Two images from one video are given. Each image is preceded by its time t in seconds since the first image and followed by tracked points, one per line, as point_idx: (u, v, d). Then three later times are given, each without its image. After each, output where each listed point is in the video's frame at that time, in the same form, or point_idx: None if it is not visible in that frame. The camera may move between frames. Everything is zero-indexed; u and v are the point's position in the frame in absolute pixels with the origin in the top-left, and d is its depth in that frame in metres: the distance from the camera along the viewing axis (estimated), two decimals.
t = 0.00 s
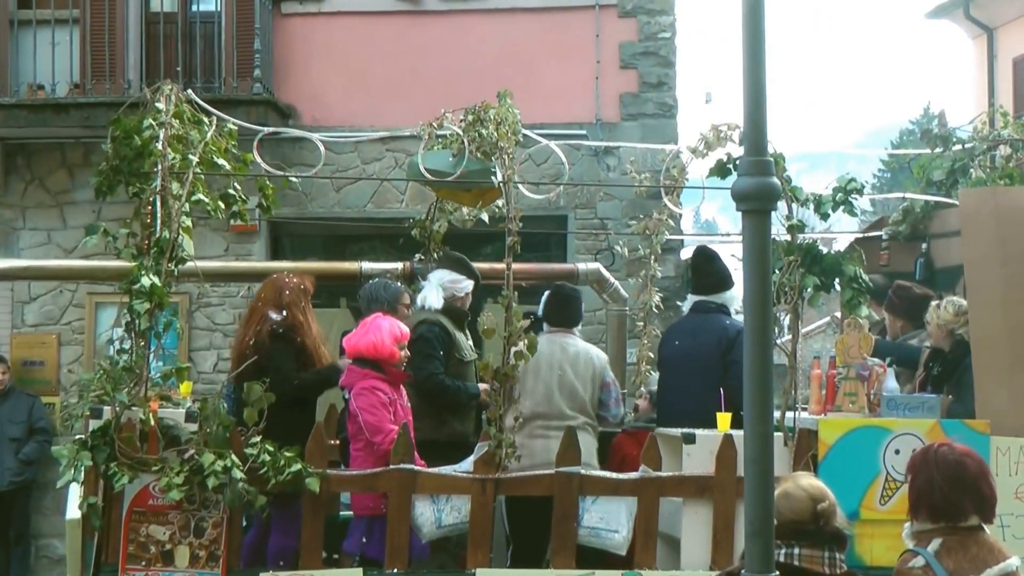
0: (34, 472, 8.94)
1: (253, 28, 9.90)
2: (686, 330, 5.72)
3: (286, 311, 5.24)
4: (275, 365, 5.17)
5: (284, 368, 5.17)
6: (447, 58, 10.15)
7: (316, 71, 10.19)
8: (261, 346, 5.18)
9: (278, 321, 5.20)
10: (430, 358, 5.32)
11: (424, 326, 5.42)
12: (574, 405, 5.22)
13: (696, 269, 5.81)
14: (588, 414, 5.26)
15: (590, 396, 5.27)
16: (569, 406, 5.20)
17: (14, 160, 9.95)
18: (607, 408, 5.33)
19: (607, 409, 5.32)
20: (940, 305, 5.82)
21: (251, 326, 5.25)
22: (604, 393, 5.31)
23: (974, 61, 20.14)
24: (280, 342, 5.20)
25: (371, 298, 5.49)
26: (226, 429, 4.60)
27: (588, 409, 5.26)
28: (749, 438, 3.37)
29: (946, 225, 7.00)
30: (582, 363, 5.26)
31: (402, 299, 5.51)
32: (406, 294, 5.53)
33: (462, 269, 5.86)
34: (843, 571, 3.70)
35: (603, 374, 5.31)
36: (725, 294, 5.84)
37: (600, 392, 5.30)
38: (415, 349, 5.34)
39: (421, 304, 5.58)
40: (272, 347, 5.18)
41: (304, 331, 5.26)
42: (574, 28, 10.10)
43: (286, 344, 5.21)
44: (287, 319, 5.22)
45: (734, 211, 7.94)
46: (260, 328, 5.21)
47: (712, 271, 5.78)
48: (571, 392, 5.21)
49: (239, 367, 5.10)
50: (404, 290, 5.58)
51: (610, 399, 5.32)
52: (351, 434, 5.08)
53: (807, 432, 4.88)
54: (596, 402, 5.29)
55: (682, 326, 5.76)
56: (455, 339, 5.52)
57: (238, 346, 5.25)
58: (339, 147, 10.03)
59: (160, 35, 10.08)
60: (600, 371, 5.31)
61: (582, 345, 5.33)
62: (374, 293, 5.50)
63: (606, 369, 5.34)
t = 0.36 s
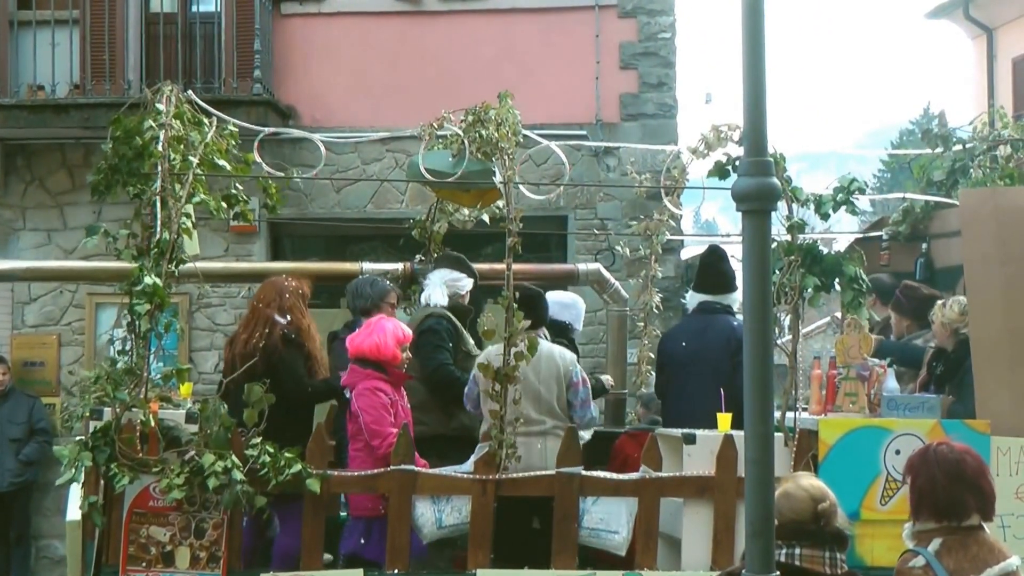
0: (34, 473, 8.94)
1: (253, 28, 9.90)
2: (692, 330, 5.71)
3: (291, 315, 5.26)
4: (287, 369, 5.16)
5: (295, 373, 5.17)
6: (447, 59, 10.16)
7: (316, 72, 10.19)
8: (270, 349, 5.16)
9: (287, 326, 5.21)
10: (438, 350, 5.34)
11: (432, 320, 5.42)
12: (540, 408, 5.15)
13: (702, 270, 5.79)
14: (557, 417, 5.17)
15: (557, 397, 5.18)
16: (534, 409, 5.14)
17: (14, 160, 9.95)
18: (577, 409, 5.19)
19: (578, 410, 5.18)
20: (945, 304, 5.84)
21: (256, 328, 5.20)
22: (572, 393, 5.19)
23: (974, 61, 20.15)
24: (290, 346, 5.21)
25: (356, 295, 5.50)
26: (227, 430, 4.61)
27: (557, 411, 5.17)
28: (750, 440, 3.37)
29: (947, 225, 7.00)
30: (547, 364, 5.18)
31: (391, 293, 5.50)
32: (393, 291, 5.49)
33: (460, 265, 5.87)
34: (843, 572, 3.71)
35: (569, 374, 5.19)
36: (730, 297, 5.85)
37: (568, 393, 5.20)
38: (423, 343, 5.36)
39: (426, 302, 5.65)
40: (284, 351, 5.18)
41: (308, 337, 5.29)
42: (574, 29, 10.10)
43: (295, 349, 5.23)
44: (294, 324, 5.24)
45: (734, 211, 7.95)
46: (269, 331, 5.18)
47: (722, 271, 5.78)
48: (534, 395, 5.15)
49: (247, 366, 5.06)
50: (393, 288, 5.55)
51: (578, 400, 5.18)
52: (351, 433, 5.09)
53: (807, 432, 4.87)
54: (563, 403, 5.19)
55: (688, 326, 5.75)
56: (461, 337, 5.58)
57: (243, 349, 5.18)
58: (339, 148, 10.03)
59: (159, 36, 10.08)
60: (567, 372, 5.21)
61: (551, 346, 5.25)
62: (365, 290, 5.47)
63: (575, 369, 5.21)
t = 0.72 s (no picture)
0: (34, 474, 8.94)
1: (253, 29, 9.90)
2: (695, 331, 5.71)
3: (294, 320, 5.26)
4: (285, 373, 5.16)
5: (294, 379, 5.16)
6: (447, 59, 10.16)
7: (316, 72, 10.19)
8: (272, 355, 5.17)
9: (288, 331, 5.21)
10: (443, 348, 5.34)
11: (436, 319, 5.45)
12: (537, 415, 5.14)
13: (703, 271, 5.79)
14: (555, 423, 5.16)
15: (554, 402, 5.17)
16: (529, 418, 5.13)
17: (14, 161, 9.95)
18: (583, 409, 5.21)
19: (584, 410, 5.20)
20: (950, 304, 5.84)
21: (260, 332, 5.22)
22: (574, 395, 5.20)
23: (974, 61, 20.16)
24: (290, 352, 5.20)
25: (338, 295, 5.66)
26: (227, 431, 4.61)
27: (554, 417, 5.16)
28: (751, 440, 3.37)
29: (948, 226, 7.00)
30: (541, 370, 5.16)
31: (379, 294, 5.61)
32: (373, 293, 5.58)
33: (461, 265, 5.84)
34: (844, 572, 3.71)
35: (568, 377, 5.18)
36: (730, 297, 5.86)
37: (568, 395, 5.19)
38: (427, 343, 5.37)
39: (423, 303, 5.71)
40: (284, 356, 5.18)
41: (311, 344, 5.28)
42: (574, 29, 10.11)
43: (297, 354, 5.23)
44: (297, 330, 5.24)
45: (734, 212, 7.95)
46: (272, 335, 5.19)
47: (722, 271, 5.77)
48: (529, 403, 5.14)
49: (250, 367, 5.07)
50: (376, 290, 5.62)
51: (583, 400, 5.20)
52: (354, 434, 5.08)
53: (807, 432, 4.88)
54: (563, 407, 5.19)
55: (690, 327, 5.75)
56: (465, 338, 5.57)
57: (246, 351, 5.21)
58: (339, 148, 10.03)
59: (159, 36, 10.08)
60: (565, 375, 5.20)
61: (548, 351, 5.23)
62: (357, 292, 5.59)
63: (572, 372, 5.19)
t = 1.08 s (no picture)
0: (34, 474, 8.95)
1: (253, 29, 9.90)
2: (696, 330, 5.71)
3: (301, 321, 5.22)
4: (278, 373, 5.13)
5: (285, 378, 5.13)
6: (447, 60, 10.16)
7: (315, 73, 10.19)
8: (268, 352, 5.16)
9: (287, 331, 5.16)
10: (443, 358, 5.32)
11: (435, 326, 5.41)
12: (550, 412, 5.16)
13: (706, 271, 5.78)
14: (569, 420, 5.17)
15: (568, 400, 5.18)
16: (542, 415, 5.16)
17: (14, 161, 9.95)
18: (596, 409, 5.19)
19: (597, 410, 5.18)
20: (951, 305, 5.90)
21: (263, 328, 5.23)
22: (588, 393, 5.18)
23: (974, 61, 20.15)
24: (286, 352, 5.16)
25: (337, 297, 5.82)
26: (227, 431, 4.61)
27: (567, 414, 5.17)
28: (751, 441, 3.37)
29: (949, 226, 7.00)
30: (554, 367, 5.19)
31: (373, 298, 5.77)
32: (362, 300, 5.73)
33: (456, 265, 5.66)
34: (844, 572, 3.71)
35: (584, 374, 5.19)
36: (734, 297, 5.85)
37: (583, 394, 5.18)
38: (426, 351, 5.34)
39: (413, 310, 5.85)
40: (278, 356, 5.15)
41: (313, 347, 5.22)
42: (574, 30, 10.11)
43: (294, 356, 5.18)
44: (299, 332, 5.19)
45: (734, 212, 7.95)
46: (270, 333, 5.18)
47: (728, 273, 5.76)
48: (542, 400, 5.16)
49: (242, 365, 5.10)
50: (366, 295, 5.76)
51: (597, 400, 5.18)
52: (357, 435, 5.08)
53: (808, 433, 4.89)
54: (577, 406, 5.18)
55: (693, 327, 5.74)
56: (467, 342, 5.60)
57: (248, 346, 5.24)
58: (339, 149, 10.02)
59: (159, 37, 10.08)
60: (580, 373, 5.21)
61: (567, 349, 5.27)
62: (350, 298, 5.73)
63: (587, 369, 5.20)
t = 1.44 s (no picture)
0: (34, 475, 8.95)
1: (253, 30, 9.90)
2: (699, 330, 5.71)
3: (311, 320, 5.17)
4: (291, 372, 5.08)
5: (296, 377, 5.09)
6: (447, 61, 10.16)
7: (316, 73, 10.19)
8: (279, 352, 5.11)
9: (298, 330, 5.12)
10: (447, 366, 5.32)
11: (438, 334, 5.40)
12: (551, 405, 5.12)
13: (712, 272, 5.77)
14: (570, 417, 5.09)
15: (570, 397, 5.09)
16: (543, 408, 5.14)
17: (14, 162, 9.95)
18: (597, 410, 5.05)
19: (598, 411, 5.04)
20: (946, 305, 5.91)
21: (272, 328, 5.18)
22: (591, 394, 5.06)
23: (973, 61, 20.15)
24: (299, 351, 5.11)
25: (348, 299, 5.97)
26: (227, 431, 4.62)
27: (568, 411, 5.10)
28: (752, 441, 3.37)
29: (949, 227, 7.00)
30: (562, 363, 5.14)
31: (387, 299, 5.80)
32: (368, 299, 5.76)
33: (461, 266, 5.74)
34: (844, 572, 3.71)
35: (589, 373, 5.08)
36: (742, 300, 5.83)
37: (587, 393, 5.07)
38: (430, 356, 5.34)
39: (422, 311, 5.51)
40: (290, 355, 5.11)
41: (323, 345, 5.17)
42: (574, 30, 10.11)
43: (305, 354, 5.14)
44: (310, 330, 5.15)
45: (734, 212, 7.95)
46: (281, 333, 5.13)
47: (735, 274, 5.75)
48: (545, 393, 5.14)
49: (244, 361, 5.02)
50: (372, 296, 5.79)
51: (598, 401, 5.04)
52: (357, 435, 5.08)
53: (808, 433, 4.88)
54: (580, 404, 5.09)
55: (697, 326, 5.74)
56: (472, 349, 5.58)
57: (258, 347, 5.17)
58: (340, 149, 10.02)
59: (159, 37, 10.08)
60: (588, 372, 5.10)
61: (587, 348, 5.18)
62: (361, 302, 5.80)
63: (595, 368, 5.08)
